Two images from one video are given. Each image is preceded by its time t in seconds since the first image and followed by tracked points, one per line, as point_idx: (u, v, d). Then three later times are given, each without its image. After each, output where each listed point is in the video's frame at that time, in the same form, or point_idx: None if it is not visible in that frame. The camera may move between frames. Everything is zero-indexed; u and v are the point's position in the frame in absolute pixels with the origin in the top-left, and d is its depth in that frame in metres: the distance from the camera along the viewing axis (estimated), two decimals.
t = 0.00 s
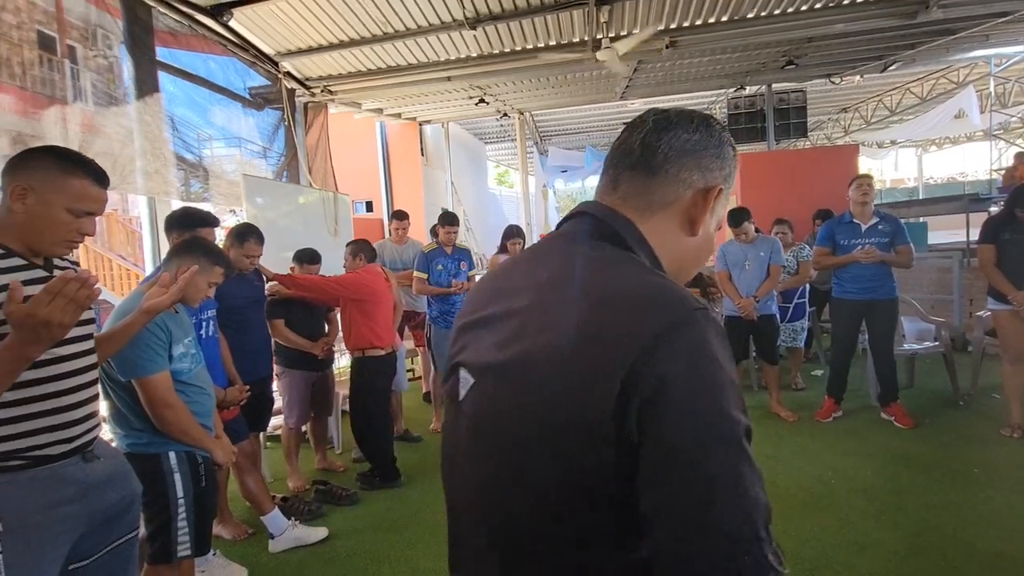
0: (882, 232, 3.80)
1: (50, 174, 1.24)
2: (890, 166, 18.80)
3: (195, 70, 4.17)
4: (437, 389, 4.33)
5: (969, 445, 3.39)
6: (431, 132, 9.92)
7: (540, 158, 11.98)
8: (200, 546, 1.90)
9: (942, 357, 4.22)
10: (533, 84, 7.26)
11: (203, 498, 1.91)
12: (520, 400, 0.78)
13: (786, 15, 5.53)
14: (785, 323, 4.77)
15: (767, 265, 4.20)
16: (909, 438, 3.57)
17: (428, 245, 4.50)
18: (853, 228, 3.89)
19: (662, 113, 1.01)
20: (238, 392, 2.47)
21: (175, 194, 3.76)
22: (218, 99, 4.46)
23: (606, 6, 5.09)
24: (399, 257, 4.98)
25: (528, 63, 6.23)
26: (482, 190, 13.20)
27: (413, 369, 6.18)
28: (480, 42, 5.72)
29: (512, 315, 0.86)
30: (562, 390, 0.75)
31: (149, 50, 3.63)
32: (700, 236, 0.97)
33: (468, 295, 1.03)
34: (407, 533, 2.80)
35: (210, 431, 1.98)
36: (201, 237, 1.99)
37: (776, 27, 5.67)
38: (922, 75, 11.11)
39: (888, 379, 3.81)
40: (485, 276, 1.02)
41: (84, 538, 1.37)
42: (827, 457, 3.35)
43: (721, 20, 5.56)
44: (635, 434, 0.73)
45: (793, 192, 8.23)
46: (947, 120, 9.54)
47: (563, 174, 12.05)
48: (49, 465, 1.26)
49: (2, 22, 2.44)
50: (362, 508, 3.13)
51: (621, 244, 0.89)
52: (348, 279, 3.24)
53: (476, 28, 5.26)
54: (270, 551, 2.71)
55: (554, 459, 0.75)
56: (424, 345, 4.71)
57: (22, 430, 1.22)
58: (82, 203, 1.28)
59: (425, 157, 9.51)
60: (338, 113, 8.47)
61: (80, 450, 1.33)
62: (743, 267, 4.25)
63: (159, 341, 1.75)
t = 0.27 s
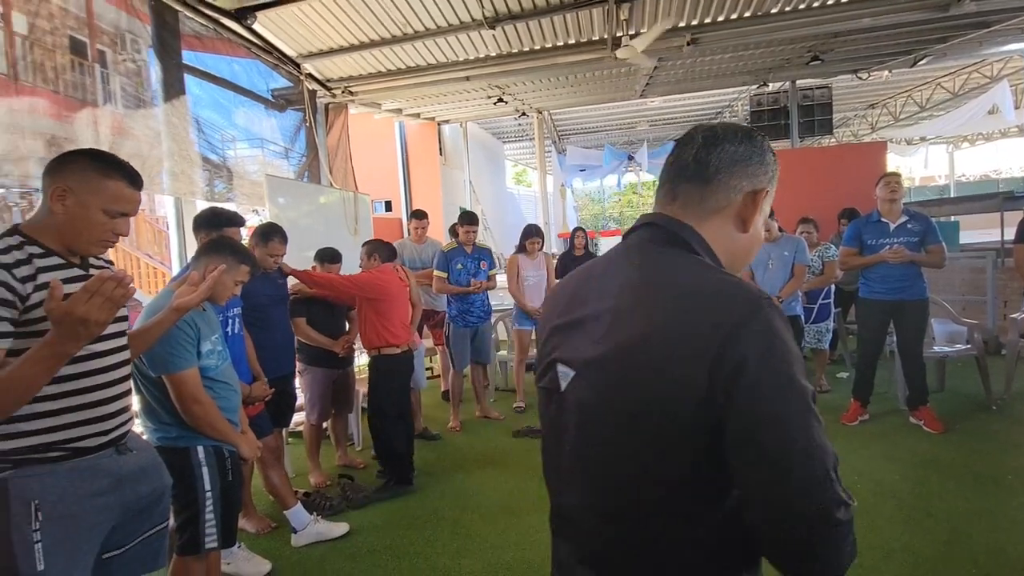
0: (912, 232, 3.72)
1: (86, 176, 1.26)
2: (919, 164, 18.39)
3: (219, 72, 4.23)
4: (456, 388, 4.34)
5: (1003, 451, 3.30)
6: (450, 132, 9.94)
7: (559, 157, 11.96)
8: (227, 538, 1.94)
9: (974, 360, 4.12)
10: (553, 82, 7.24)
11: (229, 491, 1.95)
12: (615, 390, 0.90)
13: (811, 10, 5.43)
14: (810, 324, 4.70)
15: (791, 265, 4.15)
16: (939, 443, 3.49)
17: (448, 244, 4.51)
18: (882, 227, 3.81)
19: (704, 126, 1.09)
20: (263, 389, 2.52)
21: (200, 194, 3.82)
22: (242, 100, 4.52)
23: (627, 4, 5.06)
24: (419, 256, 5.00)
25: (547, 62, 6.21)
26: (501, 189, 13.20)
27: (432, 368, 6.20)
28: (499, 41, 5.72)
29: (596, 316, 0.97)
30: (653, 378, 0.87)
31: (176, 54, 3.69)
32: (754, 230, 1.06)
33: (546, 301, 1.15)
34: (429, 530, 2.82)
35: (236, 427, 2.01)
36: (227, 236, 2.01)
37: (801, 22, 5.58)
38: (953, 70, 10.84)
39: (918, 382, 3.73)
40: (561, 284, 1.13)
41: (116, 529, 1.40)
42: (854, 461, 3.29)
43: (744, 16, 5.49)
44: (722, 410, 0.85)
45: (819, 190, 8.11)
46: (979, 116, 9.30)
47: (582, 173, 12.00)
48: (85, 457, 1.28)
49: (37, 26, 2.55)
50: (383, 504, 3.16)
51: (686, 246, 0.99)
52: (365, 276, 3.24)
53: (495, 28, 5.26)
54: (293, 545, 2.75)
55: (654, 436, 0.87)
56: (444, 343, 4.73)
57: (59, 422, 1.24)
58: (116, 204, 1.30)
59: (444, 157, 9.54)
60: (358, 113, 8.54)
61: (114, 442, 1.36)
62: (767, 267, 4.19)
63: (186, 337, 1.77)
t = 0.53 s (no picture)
0: (944, 232, 3.65)
1: (120, 178, 1.29)
2: (949, 161, 17.97)
3: (244, 75, 4.30)
4: (475, 387, 4.37)
5: None
6: (468, 132, 9.97)
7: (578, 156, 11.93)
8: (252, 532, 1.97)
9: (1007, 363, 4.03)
10: (572, 81, 7.22)
11: (255, 486, 1.99)
12: (679, 356, 1.03)
13: (837, 5, 5.35)
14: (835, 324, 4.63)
15: (816, 265, 4.09)
16: (969, 448, 3.42)
17: (468, 243, 4.54)
18: (913, 227, 3.75)
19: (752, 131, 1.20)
20: (285, 386, 2.56)
21: (224, 195, 3.89)
22: (264, 102, 4.59)
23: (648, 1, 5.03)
24: (438, 255, 5.03)
25: (566, 61, 6.21)
26: (519, 188, 13.20)
27: (452, 367, 6.23)
28: (519, 40, 5.73)
29: (659, 294, 1.10)
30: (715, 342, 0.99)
31: (202, 58, 3.77)
32: (799, 215, 1.17)
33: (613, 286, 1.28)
34: (450, 527, 2.84)
35: (261, 422, 2.04)
36: (253, 237, 2.06)
37: (827, 17, 5.50)
38: (987, 64, 10.57)
39: (947, 386, 3.66)
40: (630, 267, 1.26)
41: (148, 520, 1.44)
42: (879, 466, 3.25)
43: (768, 11, 5.43)
44: (776, 366, 0.96)
45: (846, 188, 7.98)
46: (1014, 111, 9.06)
47: (601, 172, 11.95)
48: (117, 450, 1.32)
49: (70, 33, 2.65)
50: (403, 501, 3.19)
51: (739, 230, 1.11)
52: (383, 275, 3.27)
53: (515, 27, 5.27)
54: (315, 540, 2.79)
55: (717, 394, 0.99)
56: (463, 343, 4.75)
57: (95, 416, 1.28)
58: (148, 205, 1.33)
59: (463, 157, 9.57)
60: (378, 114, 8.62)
61: (146, 436, 1.40)
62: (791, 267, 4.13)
63: (214, 335, 1.81)
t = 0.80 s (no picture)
0: (976, 233, 3.58)
1: (151, 182, 1.33)
2: (980, 160, 17.54)
3: (266, 79, 4.37)
4: (492, 387, 4.38)
5: None
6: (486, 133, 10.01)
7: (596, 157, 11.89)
8: (275, 528, 2.01)
9: None
10: (590, 81, 7.21)
11: (278, 482, 2.02)
12: (728, 348, 1.09)
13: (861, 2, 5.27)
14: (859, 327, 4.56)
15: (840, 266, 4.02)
16: (996, 456, 3.36)
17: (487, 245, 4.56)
18: (942, 228, 3.67)
19: (789, 134, 1.24)
20: (305, 385, 2.59)
21: (247, 197, 3.96)
22: (286, 105, 4.66)
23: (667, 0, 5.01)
24: (456, 256, 5.07)
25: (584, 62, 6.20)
26: (537, 189, 13.21)
27: (469, 368, 6.25)
28: (536, 41, 5.74)
29: (710, 289, 1.14)
30: (760, 332, 1.05)
31: (226, 63, 3.85)
32: (839, 212, 1.20)
33: (658, 287, 1.34)
34: (467, 527, 2.86)
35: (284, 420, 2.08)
36: (276, 239, 2.10)
37: (852, 14, 5.42)
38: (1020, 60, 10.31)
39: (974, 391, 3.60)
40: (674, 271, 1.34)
41: (175, 514, 1.48)
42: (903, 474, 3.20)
43: (794, 8, 5.39)
44: (830, 352, 1.01)
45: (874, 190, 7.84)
46: None
47: (619, 173, 11.91)
48: (147, 446, 1.36)
49: (100, 40, 2.77)
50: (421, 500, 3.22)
51: (783, 225, 1.14)
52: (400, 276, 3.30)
53: (533, 28, 5.28)
54: (334, 537, 2.83)
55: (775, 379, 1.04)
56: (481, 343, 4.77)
57: (126, 414, 1.32)
58: (177, 208, 1.37)
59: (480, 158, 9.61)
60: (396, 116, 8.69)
61: (173, 433, 1.43)
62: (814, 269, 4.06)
63: (239, 335, 1.85)
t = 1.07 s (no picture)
0: (1006, 236, 3.52)
1: (178, 186, 1.37)
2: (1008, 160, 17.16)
3: (286, 84, 4.44)
4: (508, 390, 4.39)
5: None
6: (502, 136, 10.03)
7: (613, 159, 11.86)
8: (294, 526, 2.04)
9: None
10: (607, 83, 7.20)
11: (297, 481, 2.06)
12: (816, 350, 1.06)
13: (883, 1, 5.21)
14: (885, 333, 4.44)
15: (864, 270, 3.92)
16: None
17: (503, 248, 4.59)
18: (971, 229, 3.62)
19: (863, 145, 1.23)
20: (325, 386, 2.62)
21: (267, 200, 4.03)
22: (305, 110, 4.73)
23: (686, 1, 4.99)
24: (473, 259, 5.09)
25: (601, 64, 6.20)
26: (553, 192, 13.21)
27: (486, 370, 6.26)
28: (553, 44, 5.75)
29: (792, 294, 1.12)
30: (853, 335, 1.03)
31: (248, 68, 3.91)
32: (914, 225, 1.20)
33: (721, 288, 1.30)
34: (483, 529, 2.88)
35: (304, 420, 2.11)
36: (297, 241, 2.14)
37: (875, 13, 5.35)
38: None
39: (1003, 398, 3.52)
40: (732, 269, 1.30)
41: (199, 512, 1.51)
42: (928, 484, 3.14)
43: (813, 7, 5.33)
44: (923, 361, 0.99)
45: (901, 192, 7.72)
46: None
47: (635, 175, 11.88)
48: (172, 444, 1.39)
49: (128, 48, 2.85)
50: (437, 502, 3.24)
51: (863, 231, 1.13)
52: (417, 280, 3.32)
53: (550, 31, 5.29)
54: (351, 537, 2.86)
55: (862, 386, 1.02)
56: (497, 346, 4.79)
57: (153, 412, 1.35)
58: (203, 212, 1.41)
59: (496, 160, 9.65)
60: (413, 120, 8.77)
61: (197, 432, 1.46)
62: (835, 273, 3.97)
63: (261, 336, 1.89)
